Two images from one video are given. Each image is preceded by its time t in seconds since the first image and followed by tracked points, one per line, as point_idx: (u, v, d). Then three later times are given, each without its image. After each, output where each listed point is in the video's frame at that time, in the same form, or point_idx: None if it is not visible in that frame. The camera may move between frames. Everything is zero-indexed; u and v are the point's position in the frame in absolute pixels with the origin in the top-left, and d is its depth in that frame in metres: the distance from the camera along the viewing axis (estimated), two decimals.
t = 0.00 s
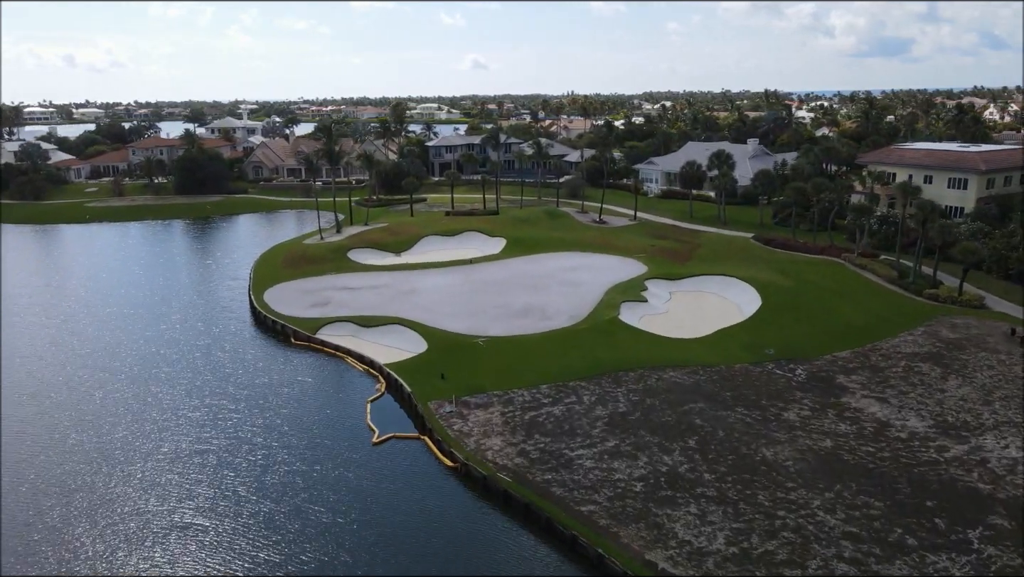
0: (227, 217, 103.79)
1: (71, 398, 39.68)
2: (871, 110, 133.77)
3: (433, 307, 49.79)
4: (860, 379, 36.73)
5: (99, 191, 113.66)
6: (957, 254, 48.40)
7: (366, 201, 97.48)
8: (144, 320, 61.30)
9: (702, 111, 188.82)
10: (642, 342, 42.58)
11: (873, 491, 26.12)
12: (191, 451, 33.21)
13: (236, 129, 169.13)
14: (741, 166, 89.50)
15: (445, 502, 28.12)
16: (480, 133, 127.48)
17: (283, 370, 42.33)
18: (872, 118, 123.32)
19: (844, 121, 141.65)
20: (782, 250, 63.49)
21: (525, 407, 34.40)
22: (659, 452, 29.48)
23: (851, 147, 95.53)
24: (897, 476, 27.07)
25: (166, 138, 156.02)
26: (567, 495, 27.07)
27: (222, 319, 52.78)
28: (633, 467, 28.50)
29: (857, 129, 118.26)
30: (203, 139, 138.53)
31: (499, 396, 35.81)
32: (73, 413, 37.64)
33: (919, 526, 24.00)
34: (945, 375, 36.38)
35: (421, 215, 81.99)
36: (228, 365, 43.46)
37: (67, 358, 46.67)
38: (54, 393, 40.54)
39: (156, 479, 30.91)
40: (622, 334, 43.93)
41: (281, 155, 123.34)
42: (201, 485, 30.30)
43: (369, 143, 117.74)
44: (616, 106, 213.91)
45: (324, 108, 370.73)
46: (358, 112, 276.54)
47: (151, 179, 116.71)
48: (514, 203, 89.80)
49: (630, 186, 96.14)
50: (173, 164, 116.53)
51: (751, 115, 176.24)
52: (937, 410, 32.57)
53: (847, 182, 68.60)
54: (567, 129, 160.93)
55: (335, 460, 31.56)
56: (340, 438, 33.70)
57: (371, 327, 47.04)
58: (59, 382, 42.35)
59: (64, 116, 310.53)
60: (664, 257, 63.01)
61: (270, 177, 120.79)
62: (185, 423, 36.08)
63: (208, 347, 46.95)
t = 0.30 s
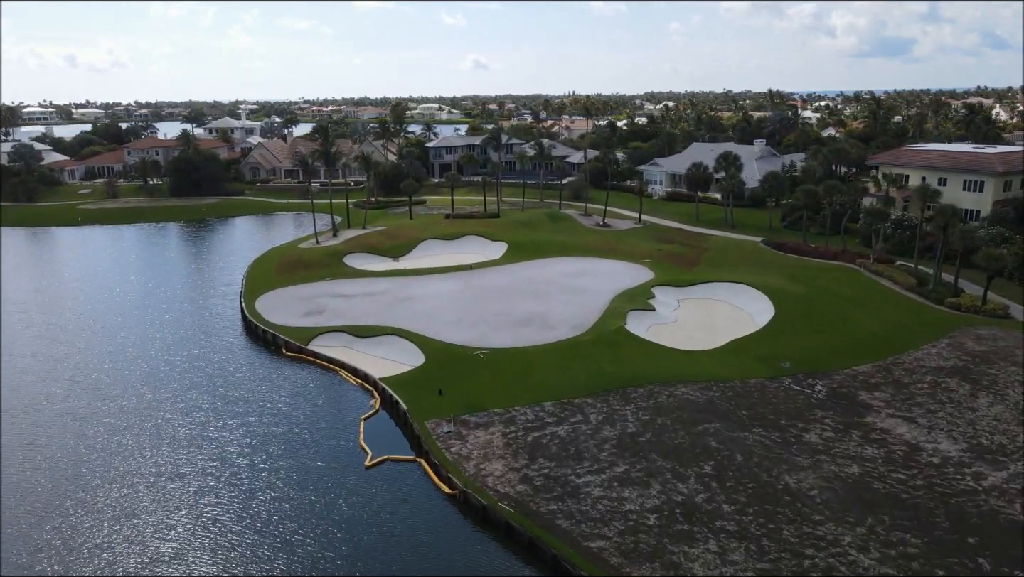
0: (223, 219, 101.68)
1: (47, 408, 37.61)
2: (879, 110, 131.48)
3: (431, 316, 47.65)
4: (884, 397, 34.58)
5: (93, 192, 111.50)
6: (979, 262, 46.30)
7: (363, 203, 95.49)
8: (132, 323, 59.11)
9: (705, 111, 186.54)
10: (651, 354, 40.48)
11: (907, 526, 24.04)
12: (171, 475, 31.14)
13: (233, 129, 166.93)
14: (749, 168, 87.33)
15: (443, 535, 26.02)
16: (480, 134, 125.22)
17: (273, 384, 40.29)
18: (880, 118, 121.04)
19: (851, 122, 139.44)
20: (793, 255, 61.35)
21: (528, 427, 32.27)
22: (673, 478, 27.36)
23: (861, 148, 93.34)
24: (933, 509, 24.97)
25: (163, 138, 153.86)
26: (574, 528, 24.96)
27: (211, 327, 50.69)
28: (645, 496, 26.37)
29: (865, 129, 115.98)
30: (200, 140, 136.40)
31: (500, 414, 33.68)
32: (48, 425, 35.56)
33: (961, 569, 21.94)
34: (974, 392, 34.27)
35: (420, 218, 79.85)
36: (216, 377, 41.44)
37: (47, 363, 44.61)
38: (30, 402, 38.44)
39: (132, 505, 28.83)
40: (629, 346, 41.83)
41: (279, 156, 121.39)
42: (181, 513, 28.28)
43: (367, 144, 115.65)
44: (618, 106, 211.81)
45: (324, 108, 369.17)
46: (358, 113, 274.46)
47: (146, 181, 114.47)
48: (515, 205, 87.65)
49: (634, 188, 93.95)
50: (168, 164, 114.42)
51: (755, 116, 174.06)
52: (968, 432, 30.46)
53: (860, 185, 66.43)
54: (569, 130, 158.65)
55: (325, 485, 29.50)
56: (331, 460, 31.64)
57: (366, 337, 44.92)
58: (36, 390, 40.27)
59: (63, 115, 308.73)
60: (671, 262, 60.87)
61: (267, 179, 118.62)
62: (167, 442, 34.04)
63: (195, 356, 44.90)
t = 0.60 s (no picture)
0: (219, 222, 99.55)
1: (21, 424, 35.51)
2: (886, 110, 129.35)
3: (428, 326, 45.48)
4: (911, 416, 32.41)
5: (86, 193, 109.44)
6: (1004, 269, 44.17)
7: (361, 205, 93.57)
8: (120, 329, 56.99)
9: (709, 111, 184.53)
10: (660, 368, 38.36)
11: (949, 569, 21.89)
12: (148, 501, 29.04)
13: (231, 129, 164.92)
14: (756, 170, 85.11)
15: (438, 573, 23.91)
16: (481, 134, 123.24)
17: (260, 400, 38.22)
18: (888, 118, 118.96)
19: (857, 122, 137.19)
20: (805, 260, 59.20)
21: (530, 450, 30.12)
22: (689, 510, 25.20)
23: (871, 149, 91.18)
24: (975, 547, 22.83)
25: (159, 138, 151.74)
26: (582, 567, 22.84)
27: (199, 337, 48.62)
28: (659, 531, 24.21)
29: (873, 129, 113.85)
30: (196, 140, 134.34)
31: (501, 435, 31.54)
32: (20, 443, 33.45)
33: None
34: (1007, 411, 32.13)
35: (419, 221, 77.77)
36: (201, 392, 39.39)
37: (24, 374, 42.44)
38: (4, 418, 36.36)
39: (103, 535, 26.74)
40: (637, 359, 39.69)
41: (276, 157, 119.15)
42: (155, 545, 26.18)
43: (366, 145, 113.68)
44: (620, 106, 209.93)
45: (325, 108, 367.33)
46: (359, 113, 272.64)
47: (140, 182, 112.24)
48: (517, 208, 85.45)
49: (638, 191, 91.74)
50: (163, 165, 112.37)
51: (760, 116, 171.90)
52: (1005, 457, 28.33)
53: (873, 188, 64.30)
54: (571, 130, 156.66)
55: (311, 515, 27.36)
56: (319, 485, 29.52)
57: (361, 348, 42.84)
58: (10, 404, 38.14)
59: (63, 115, 307.41)
60: (678, 268, 58.73)
61: (264, 181, 116.45)
62: (145, 464, 31.96)
63: (181, 369, 42.88)
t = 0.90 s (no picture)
0: (214, 225, 97.37)
1: None
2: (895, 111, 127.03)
3: (426, 337, 43.30)
4: (942, 439, 30.24)
5: (78, 195, 107.18)
6: None
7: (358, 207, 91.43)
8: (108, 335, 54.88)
9: (713, 111, 182.26)
10: (671, 385, 36.21)
11: None
12: (121, 531, 26.86)
13: (229, 130, 162.70)
14: (764, 171, 82.87)
15: None
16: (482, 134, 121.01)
17: (248, 417, 36.15)
18: (897, 118, 116.67)
19: (865, 122, 134.82)
20: (817, 265, 57.02)
21: (534, 476, 27.94)
22: (708, 548, 23.03)
23: (881, 150, 88.92)
24: None
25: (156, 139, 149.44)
26: None
27: (187, 348, 46.48)
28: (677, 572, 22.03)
29: (882, 130, 111.56)
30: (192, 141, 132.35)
31: (502, 459, 29.36)
32: None
33: None
34: None
35: (418, 224, 75.55)
36: (186, 409, 37.31)
37: None
38: None
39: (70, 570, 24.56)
40: (646, 374, 37.54)
41: (273, 158, 118.35)
42: None
43: (364, 146, 111.62)
44: (623, 107, 207.64)
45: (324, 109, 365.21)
46: (359, 113, 270.42)
47: (134, 184, 109.99)
48: (518, 211, 83.22)
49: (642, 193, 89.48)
50: (157, 166, 110.23)
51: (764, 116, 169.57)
52: None
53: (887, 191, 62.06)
54: (573, 130, 154.37)
55: (296, 549, 25.20)
56: (304, 515, 27.40)
57: (354, 361, 40.66)
58: None
59: (61, 115, 305.44)
60: (685, 275, 56.51)
61: (260, 182, 114.23)
62: (121, 488, 29.87)
63: (166, 383, 40.83)
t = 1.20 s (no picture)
0: (209, 228, 95.28)
1: None
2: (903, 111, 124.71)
3: (423, 349, 41.16)
4: (979, 466, 28.13)
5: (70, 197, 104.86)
6: None
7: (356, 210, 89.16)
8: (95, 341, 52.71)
9: (717, 112, 180.00)
10: (683, 403, 34.06)
11: None
12: (93, 564, 24.76)
13: (226, 130, 160.41)
14: (772, 173, 80.66)
15: None
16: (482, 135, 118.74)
17: (235, 437, 34.00)
18: (906, 118, 114.40)
19: (872, 122, 132.53)
20: (831, 272, 54.82)
21: (538, 507, 25.77)
22: None
23: (893, 151, 86.62)
24: None
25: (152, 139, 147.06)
26: None
27: (174, 360, 44.34)
28: None
29: (891, 130, 109.26)
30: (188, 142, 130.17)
31: (504, 488, 27.21)
32: None
33: None
34: None
35: (416, 228, 73.33)
36: (169, 427, 35.15)
37: None
38: None
39: None
40: (656, 391, 35.40)
41: (269, 159, 116.47)
42: None
43: (362, 147, 109.45)
44: (626, 107, 205.38)
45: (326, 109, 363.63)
46: (359, 113, 268.30)
47: (127, 186, 107.69)
48: (520, 214, 81.02)
49: (647, 195, 87.31)
50: (151, 168, 107.96)
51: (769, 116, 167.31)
52: None
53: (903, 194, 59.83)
54: (575, 131, 152.07)
55: None
56: (292, 550, 25.25)
57: (347, 376, 38.48)
58: None
59: (61, 115, 303.63)
60: (694, 282, 54.32)
61: (256, 184, 112.10)
62: (96, 514, 27.75)
63: (150, 398, 38.64)
